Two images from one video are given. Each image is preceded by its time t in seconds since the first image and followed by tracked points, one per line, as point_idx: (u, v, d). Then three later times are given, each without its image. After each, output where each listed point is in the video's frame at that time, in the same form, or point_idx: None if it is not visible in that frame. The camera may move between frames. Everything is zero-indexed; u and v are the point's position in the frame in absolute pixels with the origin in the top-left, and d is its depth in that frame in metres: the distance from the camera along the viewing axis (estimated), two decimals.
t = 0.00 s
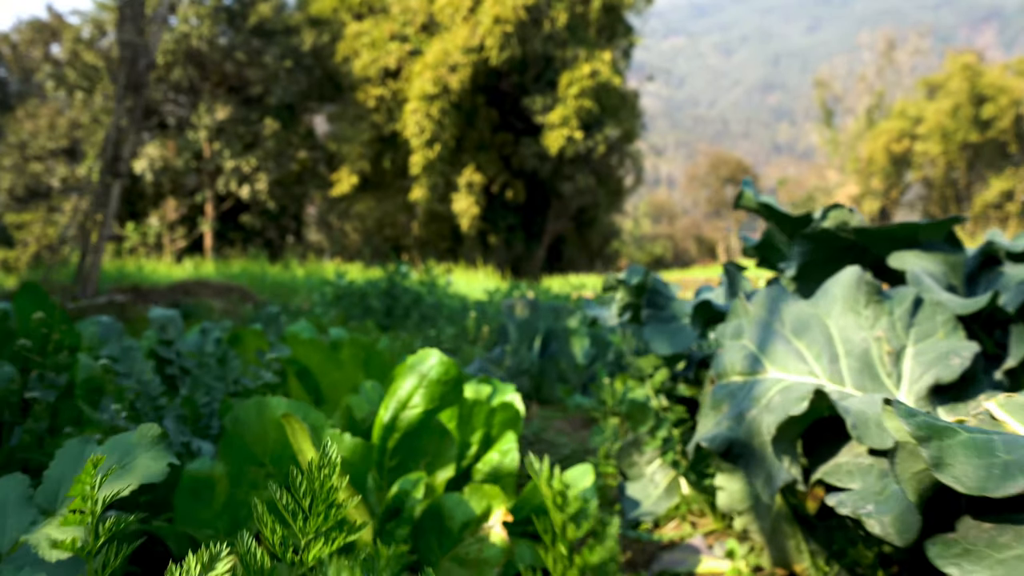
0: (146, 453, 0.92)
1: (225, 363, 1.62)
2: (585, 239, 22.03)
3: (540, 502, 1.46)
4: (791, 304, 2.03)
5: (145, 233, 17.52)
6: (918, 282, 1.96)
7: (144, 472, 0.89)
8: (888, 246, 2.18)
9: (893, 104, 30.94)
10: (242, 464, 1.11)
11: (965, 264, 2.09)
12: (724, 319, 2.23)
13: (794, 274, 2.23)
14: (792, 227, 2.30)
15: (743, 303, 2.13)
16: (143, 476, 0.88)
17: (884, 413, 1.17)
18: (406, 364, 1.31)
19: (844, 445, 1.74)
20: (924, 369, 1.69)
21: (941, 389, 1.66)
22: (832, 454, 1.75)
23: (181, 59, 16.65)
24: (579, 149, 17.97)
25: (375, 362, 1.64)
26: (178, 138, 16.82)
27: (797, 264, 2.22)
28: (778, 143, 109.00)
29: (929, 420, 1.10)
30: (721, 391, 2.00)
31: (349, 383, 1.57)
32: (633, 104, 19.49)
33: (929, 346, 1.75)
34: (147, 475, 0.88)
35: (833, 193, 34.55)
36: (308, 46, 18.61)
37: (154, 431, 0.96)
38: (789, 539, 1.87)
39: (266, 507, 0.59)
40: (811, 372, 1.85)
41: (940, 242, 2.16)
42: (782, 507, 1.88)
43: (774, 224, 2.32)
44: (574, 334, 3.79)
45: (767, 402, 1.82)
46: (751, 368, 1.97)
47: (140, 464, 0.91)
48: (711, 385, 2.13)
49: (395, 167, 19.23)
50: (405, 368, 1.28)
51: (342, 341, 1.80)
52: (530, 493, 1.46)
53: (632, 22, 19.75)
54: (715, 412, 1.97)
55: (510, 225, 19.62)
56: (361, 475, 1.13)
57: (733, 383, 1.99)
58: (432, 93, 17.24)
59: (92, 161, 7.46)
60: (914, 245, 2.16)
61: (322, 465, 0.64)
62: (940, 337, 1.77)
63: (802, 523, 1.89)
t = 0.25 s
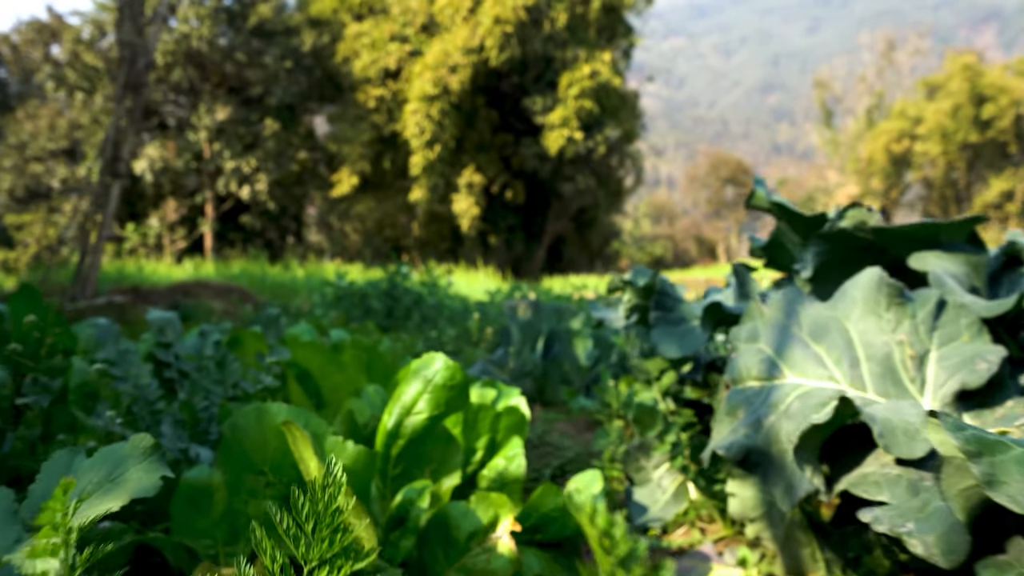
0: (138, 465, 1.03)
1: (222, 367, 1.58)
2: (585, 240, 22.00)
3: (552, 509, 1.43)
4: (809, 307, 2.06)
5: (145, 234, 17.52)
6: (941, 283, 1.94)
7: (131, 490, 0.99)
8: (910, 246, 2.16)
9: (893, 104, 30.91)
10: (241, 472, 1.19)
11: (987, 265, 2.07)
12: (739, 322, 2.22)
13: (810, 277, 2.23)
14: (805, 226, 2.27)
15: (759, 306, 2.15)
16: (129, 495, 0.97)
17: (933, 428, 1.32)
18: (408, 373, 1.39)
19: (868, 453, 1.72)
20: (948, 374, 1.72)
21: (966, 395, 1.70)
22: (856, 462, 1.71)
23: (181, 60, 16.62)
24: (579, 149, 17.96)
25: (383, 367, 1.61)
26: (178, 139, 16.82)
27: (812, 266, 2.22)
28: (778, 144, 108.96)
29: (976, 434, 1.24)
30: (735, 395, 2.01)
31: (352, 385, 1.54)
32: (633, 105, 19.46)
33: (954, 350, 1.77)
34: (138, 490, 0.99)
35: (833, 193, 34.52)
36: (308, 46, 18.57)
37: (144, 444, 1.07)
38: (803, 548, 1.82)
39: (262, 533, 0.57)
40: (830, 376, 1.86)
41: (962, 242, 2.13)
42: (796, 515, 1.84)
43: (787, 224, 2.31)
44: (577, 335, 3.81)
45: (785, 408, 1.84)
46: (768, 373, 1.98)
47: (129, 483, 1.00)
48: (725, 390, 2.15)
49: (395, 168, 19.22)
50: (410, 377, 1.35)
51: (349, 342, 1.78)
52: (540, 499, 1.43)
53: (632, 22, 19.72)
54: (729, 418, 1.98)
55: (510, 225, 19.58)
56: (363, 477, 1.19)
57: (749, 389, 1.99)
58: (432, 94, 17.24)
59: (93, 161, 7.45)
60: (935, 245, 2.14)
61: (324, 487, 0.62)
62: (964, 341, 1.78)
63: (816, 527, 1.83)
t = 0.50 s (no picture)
0: (125, 471, 0.93)
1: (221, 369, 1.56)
2: (585, 240, 21.96)
3: (559, 514, 1.39)
4: (828, 303, 1.97)
5: (146, 235, 17.52)
6: (968, 281, 1.86)
7: (120, 493, 0.90)
8: (933, 242, 2.08)
9: (893, 105, 30.86)
10: (237, 475, 1.16)
11: (1013, 262, 1.99)
12: (752, 320, 2.14)
13: (829, 272, 2.18)
14: (821, 223, 2.25)
15: (775, 303, 2.05)
16: (117, 499, 0.89)
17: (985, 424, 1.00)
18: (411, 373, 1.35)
19: (897, 459, 1.64)
20: (979, 374, 1.61)
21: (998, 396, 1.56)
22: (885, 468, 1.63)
23: (182, 61, 16.68)
24: (579, 150, 17.90)
25: (389, 371, 1.58)
26: (178, 139, 16.89)
27: (833, 261, 2.16)
28: (778, 144, 108.92)
29: None
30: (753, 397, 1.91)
31: (355, 386, 1.51)
32: (633, 105, 19.42)
33: (982, 348, 1.67)
34: (124, 497, 0.89)
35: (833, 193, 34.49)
36: (308, 46, 18.52)
37: (132, 448, 0.96)
38: (820, 552, 1.77)
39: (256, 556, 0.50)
40: (853, 377, 1.78)
41: (987, 237, 2.06)
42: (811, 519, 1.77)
43: (802, 219, 2.27)
44: (579, 335, 3.79)
45: (807, 410, 1.75)
46: (788, 373, 1.90)
47: (116, 486, 0.91)
48: (741, 392, 2.05)
49: (395, 168, 19.16)
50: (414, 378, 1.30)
51: (352, 342, 1.75)
52: (547, 504, 1.39)
53: (632, 23, 19.68)
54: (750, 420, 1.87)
55: (510, 225, 19.54)
56: (364, 482, 1.16)
57: (768, 390, 1.91)
58: (432, 95, 17.18)
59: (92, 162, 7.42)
60: (960, 241, 2.06)
61: (325, 501, 0.55)
62: (992, 340, 1.68)
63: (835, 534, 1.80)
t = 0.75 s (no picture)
0: (85, 481, 0.97)
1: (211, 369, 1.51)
2: (586, 240, 21.89)
3: (570, 520, 1.34)
4: (860, 295, 1.89)
5: (145, 235, 17.49)
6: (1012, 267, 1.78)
7: (79, 506, 0.93)
8: (970, 230, 1.98)
9: (894, 104, 30.79)
10: (221, 480, 1.10)
11: None
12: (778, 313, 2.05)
13: (858, 263, 2.10)
14: (843, 212, 2.19)
15: (803, 293, 1.96)
16: (77, 514, 0.93)
17: None
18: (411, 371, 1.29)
19: (945, 461, 1.59)
20: None
21: None
22: (933, 472, 1.58)
23: (181, 61, 16.68)
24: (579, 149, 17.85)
25: (390, 370, 1.51)
26: (177, 140, 16.96)
27: (862, 251, 2.08)
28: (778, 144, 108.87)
29: None
30: (780, 393, 1.84)
31: (353, 387, 1.46)
32: (634, 105, 19.36)
33: None
34: (84, 512, 0.93)
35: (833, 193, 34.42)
36: (308, 46, 18.45)
37: (94, 454, 1.00)
38: (845, 561, 1.80)
39: None
40: (891, 374, 1.72)
41: None
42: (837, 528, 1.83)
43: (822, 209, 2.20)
44: (584, 334, 3.72)
45: (841, 409, 1.69)
46: (818, 370, 1.83)
47: (74, 498, 0.94)
48: (765, 389, 1.96)
49: (395, 168, 19.11)
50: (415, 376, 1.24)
51: (350, 339, 1.69)
52: (557, 509, 1.34)
53: (632, 22, 19.62)
54: (776, 419, 1.79)
55: (510, 225, 19.49)
56: (360, 486, 1.10)
57: (797, 387, 1.83)
58: (432, 94, 17.13)
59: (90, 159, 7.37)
60: (1000, 228, 1.94)
61: (307, 521, 0.51)
62: None
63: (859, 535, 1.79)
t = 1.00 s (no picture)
0: (46, 494, 0.70)
1: (203, 366, 1.46)
2: (586, 240, 21.81)
3: (579, 528, 1.29)
4: (894, 288, 1.73)
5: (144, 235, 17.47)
6: None
7: (36, 524, 0.67)
8: (1005, 221, 1.76)
9: (895, 104, 30.75)
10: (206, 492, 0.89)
11: None
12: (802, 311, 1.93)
13: (886, 257, 1.91)
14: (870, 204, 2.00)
15: (831, 289, 1.84)
16: (33, 532, 0.66)
17: None
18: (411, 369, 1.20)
19: (998, 469, 1.45)
20: None
21: None
22: (984, 480, 1.44)
23: (181, 61, 16.66)
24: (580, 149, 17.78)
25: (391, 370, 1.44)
26: (177, 140, 16.94)
27: (894, 244, 1.89)
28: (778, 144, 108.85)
29: None
30: (808, 395, 1.72)
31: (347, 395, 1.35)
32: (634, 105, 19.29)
33: None
34: (46, 531, 0.66)
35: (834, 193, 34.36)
36: (308, 46, 18.39)
37: (60, 460, 0.73)
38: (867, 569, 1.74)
39: None
40: (931, 374, 1.56)
41: None
42: (860, 532, 1.76)
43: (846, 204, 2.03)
44: (588, 333, 3.68)
45: (875, 411, 1.55)
46: (849, 370, 1.69)
47: (32, 514, 0.68)
48: (793, 390, 1.83)
49: (395, 168, 19.04)
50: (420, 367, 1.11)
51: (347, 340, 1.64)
52: (564, 516, 1.29)
53: (632, 22, 19.62)
54: (804, 425, 1.67)
55: (510, 225, 19.43)
56: (360, 501, 0.95)
57: (826, 388, 1.70)
58: (432, 94, 17.07)
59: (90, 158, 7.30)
60: None
61: None
62: None
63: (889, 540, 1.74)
